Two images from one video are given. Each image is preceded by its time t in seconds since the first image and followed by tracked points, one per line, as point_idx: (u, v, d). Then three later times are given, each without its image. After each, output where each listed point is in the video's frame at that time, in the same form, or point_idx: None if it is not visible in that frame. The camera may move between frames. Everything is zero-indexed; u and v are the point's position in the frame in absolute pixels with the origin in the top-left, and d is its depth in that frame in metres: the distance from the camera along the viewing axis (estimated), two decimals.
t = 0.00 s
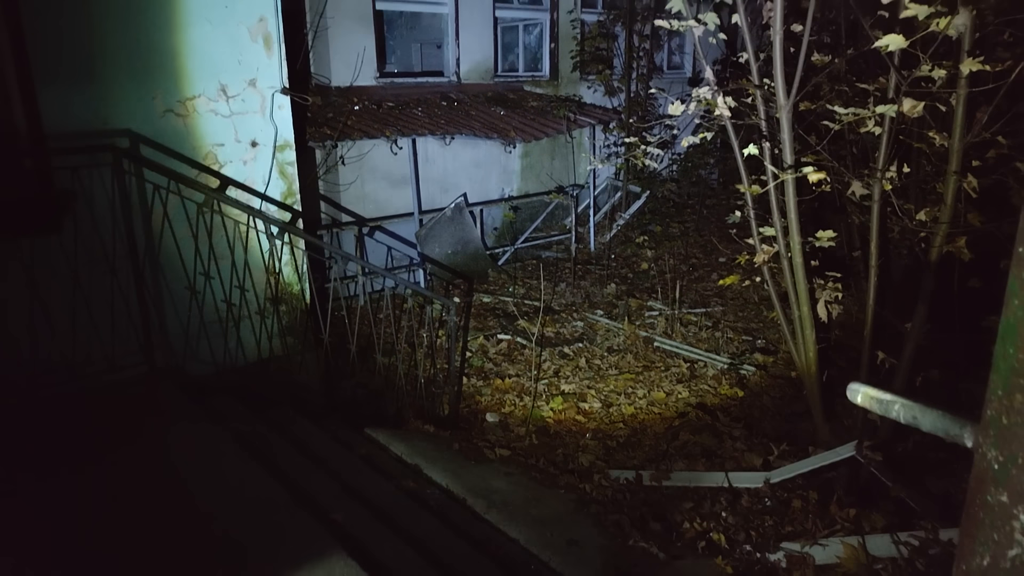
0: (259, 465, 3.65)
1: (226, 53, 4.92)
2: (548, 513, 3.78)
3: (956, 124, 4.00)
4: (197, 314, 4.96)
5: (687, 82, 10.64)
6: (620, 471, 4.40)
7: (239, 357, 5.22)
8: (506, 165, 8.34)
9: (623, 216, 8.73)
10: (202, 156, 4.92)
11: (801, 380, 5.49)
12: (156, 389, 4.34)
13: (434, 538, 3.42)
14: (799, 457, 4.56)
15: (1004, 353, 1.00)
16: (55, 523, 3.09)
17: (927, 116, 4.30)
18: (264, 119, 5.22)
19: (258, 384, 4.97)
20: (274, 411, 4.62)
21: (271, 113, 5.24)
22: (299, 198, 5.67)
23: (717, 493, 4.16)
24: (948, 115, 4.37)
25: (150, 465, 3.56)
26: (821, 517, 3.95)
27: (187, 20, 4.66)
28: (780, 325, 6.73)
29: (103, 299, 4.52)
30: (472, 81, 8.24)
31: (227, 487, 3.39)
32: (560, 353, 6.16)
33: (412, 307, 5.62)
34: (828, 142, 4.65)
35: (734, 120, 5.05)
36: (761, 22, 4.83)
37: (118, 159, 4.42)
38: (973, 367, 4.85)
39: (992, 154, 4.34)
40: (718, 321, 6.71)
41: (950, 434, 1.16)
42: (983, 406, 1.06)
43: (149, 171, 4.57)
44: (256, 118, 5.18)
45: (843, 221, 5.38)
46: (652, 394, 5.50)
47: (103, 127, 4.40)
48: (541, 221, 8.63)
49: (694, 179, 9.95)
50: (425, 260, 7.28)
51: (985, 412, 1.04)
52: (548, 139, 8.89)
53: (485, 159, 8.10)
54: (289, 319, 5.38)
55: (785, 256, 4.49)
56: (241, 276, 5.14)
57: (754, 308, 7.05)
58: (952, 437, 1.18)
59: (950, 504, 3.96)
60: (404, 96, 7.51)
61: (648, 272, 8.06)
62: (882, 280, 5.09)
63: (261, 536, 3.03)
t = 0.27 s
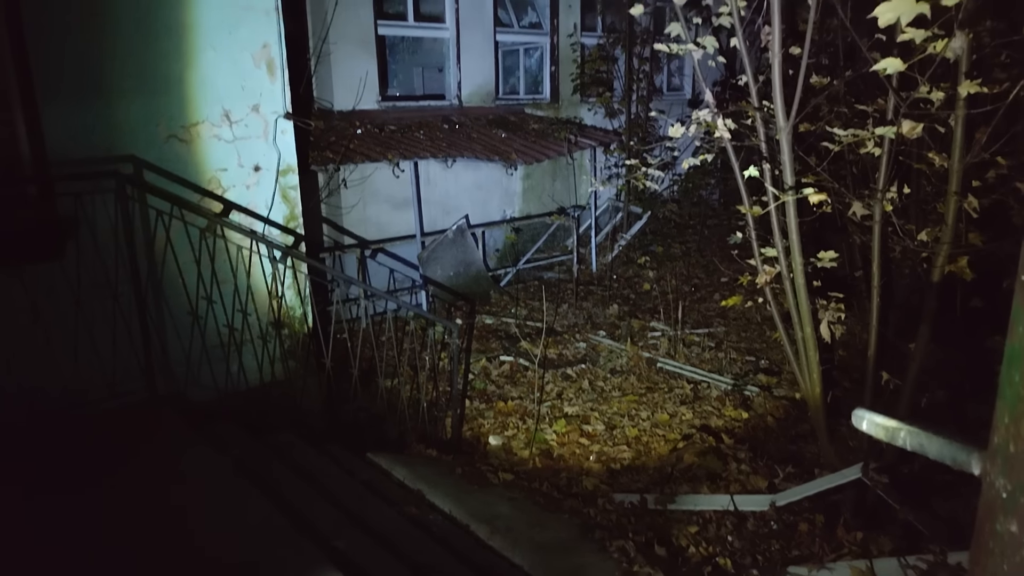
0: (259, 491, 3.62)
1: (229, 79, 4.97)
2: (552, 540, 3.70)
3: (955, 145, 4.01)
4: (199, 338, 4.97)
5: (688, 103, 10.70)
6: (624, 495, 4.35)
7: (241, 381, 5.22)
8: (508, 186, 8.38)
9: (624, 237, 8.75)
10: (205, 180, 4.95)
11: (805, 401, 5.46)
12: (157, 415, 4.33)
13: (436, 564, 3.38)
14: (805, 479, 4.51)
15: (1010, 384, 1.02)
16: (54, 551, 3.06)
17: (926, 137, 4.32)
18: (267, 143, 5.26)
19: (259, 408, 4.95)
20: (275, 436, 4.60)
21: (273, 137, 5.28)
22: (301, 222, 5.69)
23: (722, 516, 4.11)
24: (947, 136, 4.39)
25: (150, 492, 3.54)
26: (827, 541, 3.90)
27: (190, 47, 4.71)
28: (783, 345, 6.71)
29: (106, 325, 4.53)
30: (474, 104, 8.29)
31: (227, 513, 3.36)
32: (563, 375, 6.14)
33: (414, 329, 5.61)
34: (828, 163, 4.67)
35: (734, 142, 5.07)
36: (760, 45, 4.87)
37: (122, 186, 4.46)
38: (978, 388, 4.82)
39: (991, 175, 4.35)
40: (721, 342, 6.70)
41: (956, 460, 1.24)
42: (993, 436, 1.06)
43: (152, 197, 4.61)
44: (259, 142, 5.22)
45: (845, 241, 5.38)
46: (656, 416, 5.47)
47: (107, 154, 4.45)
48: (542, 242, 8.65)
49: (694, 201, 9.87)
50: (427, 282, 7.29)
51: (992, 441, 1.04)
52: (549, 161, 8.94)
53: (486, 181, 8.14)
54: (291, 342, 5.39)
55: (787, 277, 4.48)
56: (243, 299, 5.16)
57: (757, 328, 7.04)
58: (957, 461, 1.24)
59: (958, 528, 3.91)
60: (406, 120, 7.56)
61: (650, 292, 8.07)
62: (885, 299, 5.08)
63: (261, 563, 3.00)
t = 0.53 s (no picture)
0: (257, 518, 3.57)
1: (231, 106, 5.02)
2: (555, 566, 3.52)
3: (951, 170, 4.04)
4: (200, 365, 4.98)
5: (685, 127, 10.79)
6: (626, 520, 4.29)
7: (240, 407, 5.21)
8: (508, 210, 8.41)
9: (624, 260, 8.78)
10: (207, 207, 4.99)
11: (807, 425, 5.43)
12: (156, 442, 4.30)
13: None
14: (808, 504, 4.46)
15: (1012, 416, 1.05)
16: None
17: (922, 162, 4.35)
18: (268, 170, 5.30)
19: (258, 434, 4.92)
20: (273, 462, 4.56)
21: (275, 164, 5.32)
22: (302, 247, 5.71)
23: (725, 542, 4.06)
24: (944, 161, 4.42)
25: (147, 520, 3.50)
26: (832, 567, 3.85)
27: (192, 75, 4.77)
28: (784, 369, 6.70)
29: (106, 352, 4.54)
30: (474, 129, 8.36)
31: (225, 542, 3.31)
32: (564, 399, 6.11)
33: (414, 354, 5.60)
34: (827, 187, 4.69)
35: (732, 167, 5.10)
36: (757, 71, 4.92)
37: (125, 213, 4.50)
38: (980, 411, 4.81)
39: (989, 200, 4.36)
40: (721, 365, 6.69)
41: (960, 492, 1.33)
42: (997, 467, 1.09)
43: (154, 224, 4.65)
44: (260, 169, 5.26)
45: (844, 265, 5.39)
46: (658, 440, 5.44)
47: (110, 182, 4.48)
48: (542, 265, 8.68)
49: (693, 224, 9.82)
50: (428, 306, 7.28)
51: (995, 473, 1.05)
52: (549, 185, 8.99)
53: (486, 206, 8.19)
54: (291, 368, 5.39)
55: (787, 301, 4.47)
56: (244, 326, 5.18)
57: (758, 351, 7.03)
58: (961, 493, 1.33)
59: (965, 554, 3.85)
60: (407, 144, 7.62)
61: (650, 315, 8.10)
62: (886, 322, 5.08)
63: None
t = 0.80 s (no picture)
0: (259, 547, 3.54)
1: (235, 134, 5.06)
2: None
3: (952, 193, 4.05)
4: (202, 390, 4.99)
5: (685, 150, 10.86)
6: (632, 546, 4.23)
7: (243, 433, 5.21)
8: (510, 233, 8.46)
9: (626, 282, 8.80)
10: (211, 234, 5.02)
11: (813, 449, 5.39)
12: (158, 470, 4.28)
13: None
14: (815, 529, 4.41)
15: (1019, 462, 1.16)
16: None
17: (923, 186, 4.37)
18: (272, 196, 5.34)
19: (261, 460, 4.90)
20: (275, 489, 4.54)
21: (279, 191, 5.35)
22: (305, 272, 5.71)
23: (732, 568, 4.00)
24: (944, 184, 4.43)
25: (149, 548, 3.47)
26: None
27: (195, 105, 4.81)
28: (788, 391, 6.67)
29: (109, 379, 4.56)
30: (475, 153, 8.41)
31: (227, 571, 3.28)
32: (567, 423, 6.08)
33: (417, 378, 5.59)
34: (827, 210, 4.71)
35: (733, 191, 5.11)
36: (755, 96, 4.98)
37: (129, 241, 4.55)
38: (987, 434, 4.76)
39: (990, 222, 4.37)
40: (725, 388, 6.67)
41: (968, 523, 1.35)
42: (1003, 504, 1.20)
43: (159, 251, 4.69)
44: (264, 196, 5.29)
45: (847, 287, 5.38)
46: (662, 464, 5.41)
47: (115, 210, 4.54)
48: (545, 288, 8.69)
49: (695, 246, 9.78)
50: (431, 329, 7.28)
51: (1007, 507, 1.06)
52: (551, 208, 9.03)
53: (489, 229, 8.23)
54: (294, 393, 5.39)
55: (790, 324, 4.45)
56: (247, 351, 5.20)
57: (761, 373, 7.01)
58: (970, 524, 1.35)
59: None
60: (409, 169, 7.67)
61: (653, 337, 8.11)
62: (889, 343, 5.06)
63: None
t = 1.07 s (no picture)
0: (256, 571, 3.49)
1: (236, 156, 5.05)
2: None
3: (949, 213, 4.06)
4: (201, 412, 4.98)
5: (684, 169, 10.92)
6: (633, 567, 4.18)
7: (241, 455, 5.19)
8: (510, 252, 8.47)
9: (626, 300, 8.80)
10: (210, 255, 5.01)
11: (814, 468, 5.36)
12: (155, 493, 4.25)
13: None
14: (818, 550, 4.36)
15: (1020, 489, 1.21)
16: None
17: (919, 205, 4.38)
18: (272, 218, 5.30)
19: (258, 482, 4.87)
20: (273, 511, 4.50)
21: (279, 212, 5.32)
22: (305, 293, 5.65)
23: None
24: (941, 203, 4.44)
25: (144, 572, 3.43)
26: None
27: (195, 126, 4.82)
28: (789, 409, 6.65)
29: (107, 401, 4.57)
30: (475, 172, 8.46)
31: None
32: (567, 443, 6.06)
33: (417, 398, 5.58)
34: (826, 229, 4.71)
35: (730, 210, 5.13)
36: (752, 116, 4.98)
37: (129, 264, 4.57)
38: (990, 453, 4.73)
39: (987, 240, 4.37)
40: (726, 406, 6.65)
41: (970, 548, 1.33)
42: (1003, 529, 1.25)
43: (158, 274, 4.71)
44: (264, 217, 5.25)
45: (846, 305, 5.38)
46: (663, 483, 5.38)
47: (115, 233, 4.56)
48: (545, 306, 8.69)
49: (694, 264, 9.83)
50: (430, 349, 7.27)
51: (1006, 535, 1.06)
52: (550, 227, 9.05)
53: (488, 248, 8.25)
54: (293, 415, 5.36)
55: (790, 343, 4.44)
56: (246, 373, 5.18)
57: (762, 392, 6.99)
58: (971, 549, 1.33)
59: None
60: (409, 188, 7.70)
61: (653, 355, 8.10)
62: (889, 361, 5.05)
63: None
